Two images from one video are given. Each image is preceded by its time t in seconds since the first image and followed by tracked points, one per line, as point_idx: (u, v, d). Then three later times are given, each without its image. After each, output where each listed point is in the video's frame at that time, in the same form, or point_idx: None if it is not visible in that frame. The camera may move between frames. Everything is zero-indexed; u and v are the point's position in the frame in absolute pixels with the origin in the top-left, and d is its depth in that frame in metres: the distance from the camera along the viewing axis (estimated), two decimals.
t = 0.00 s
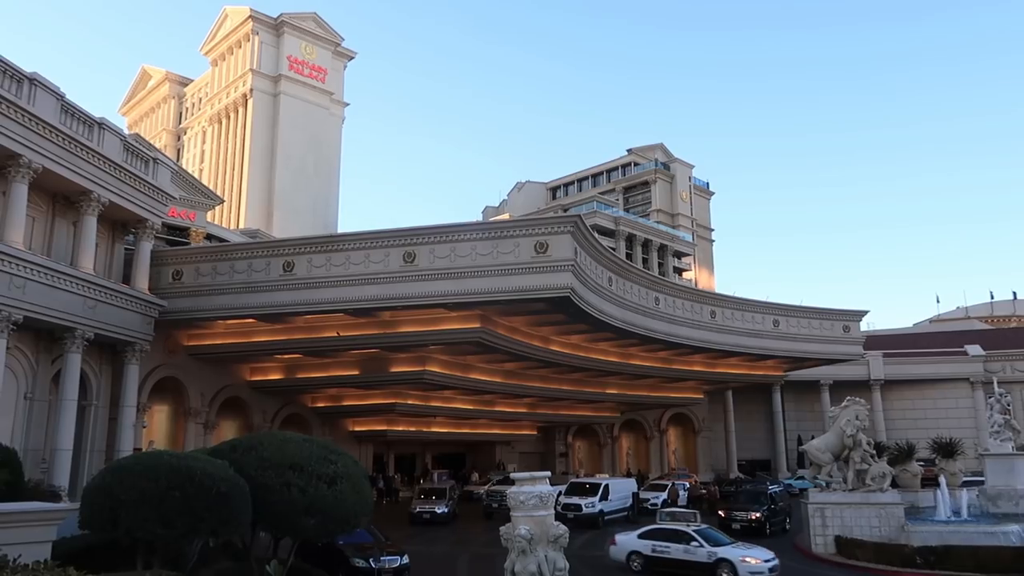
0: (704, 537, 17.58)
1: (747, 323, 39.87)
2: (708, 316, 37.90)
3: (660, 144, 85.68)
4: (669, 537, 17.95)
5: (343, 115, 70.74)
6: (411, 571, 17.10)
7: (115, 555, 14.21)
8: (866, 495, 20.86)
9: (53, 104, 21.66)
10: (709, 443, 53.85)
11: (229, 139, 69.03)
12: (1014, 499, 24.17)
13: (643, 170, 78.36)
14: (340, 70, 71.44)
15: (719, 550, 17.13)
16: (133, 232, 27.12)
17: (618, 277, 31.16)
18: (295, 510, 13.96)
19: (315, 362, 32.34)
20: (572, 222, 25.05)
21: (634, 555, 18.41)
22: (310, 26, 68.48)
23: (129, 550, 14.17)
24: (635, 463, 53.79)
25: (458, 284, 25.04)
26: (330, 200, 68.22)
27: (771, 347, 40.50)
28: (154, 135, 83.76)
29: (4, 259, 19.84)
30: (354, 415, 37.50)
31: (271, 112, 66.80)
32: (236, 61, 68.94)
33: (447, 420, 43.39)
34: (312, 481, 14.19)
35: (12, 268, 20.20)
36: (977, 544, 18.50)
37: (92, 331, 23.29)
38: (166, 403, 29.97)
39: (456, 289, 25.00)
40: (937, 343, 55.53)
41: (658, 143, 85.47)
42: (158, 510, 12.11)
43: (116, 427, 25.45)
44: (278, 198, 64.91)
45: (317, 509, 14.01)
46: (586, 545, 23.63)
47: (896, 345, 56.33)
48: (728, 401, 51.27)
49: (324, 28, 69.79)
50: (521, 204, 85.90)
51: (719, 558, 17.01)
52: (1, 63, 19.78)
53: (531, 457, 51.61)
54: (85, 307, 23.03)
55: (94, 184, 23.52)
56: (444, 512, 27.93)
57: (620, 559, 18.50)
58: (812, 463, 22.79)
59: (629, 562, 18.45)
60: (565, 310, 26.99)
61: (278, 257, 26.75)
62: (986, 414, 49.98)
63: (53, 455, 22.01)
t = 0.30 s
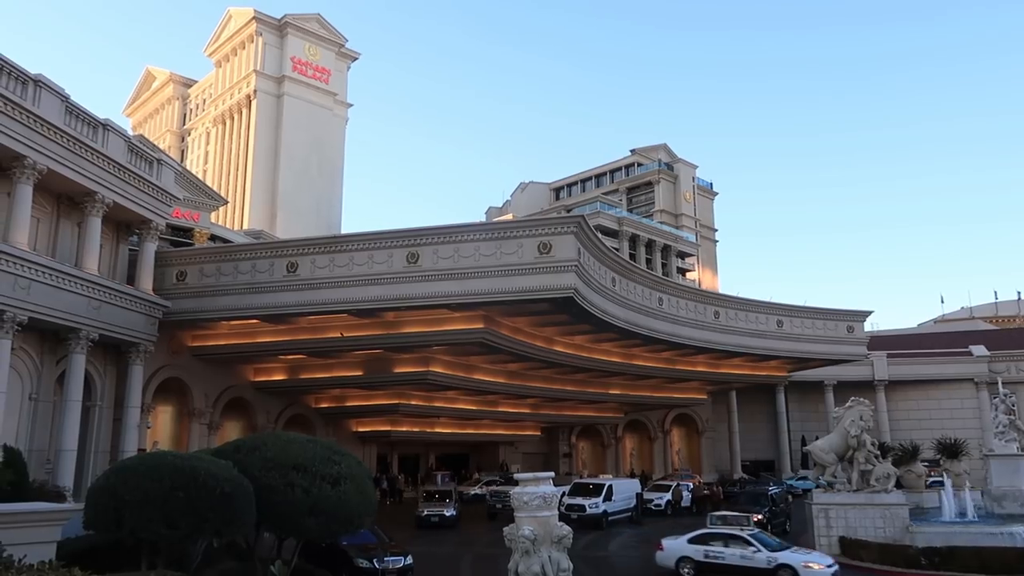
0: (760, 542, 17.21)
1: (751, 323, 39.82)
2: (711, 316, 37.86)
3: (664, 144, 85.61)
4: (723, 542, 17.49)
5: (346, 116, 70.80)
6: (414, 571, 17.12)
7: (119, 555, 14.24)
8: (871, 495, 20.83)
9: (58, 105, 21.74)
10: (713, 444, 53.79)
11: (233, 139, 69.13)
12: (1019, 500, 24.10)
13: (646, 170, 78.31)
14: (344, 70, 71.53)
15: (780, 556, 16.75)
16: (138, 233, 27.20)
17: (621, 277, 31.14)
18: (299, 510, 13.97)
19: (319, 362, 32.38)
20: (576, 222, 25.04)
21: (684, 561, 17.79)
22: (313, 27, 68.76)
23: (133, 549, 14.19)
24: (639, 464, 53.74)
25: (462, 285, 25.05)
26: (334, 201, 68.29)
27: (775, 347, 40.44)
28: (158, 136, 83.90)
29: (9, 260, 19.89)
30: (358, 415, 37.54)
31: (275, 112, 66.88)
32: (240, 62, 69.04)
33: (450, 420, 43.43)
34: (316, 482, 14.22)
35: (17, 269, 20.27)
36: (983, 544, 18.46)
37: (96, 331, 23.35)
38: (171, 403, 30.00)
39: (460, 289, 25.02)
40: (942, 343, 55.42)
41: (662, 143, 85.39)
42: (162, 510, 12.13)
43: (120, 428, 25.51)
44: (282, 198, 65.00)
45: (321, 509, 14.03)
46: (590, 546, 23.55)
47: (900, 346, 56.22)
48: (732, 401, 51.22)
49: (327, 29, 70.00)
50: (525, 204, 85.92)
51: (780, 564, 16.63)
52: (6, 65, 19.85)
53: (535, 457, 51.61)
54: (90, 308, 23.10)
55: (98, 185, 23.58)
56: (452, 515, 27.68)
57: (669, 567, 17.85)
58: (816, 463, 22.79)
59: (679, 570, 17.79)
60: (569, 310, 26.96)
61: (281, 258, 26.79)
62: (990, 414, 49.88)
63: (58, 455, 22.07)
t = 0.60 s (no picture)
0: (823, 548, 16.71)
1: (755, 324, 39.77)
2: (715, 317, 37.82)
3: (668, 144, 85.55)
4: (781, 548, 16.95)
5: (350, 117, 70.87)
6: (417, 572, 17.13)
7: (123, 556, 14.26)
8: (875, 496, 20.81)
9: (62, 107, 21.80)
10: (717, 444, 53.73)
11: (236, 140, 69.22)
12: None
13: (650, 170, 78.24)
14: (348, 71, 71.64)
15: (844, 562, 16.27)
16: (142, 233, 27.27)
17: (625, 278, 31.13)
18: (303, 510, 13.98)
19: (323, 363, 32.42)
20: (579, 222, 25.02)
21: (739, 566, 17.20)
22: (317, 28, 68.96)
23: (137, 549, 14.20)
24: (642, 465, 53.74)
25: (465, 285, 25.05)
26: (337, 201, 68.37)
27: (778, 348, 40.38)
28: (162, 137, 84.05)
29: (14, 260, 19.94)
30: (361, 415, 37.58)
31: (278, 113, 66.98)
32: (243, 63, 69.14)
33: (453, 420, 43.46)
34: (319, 482, 14.23)
35: (22, 270, 20.32)
36: (988, 546, 18.42)
37: (101, 331, 23.40)
38: (174, 404, 30.06)
39: (463, 290, 25.02)
40: (946, 344, 55.31)
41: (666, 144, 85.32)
42: (166, 510, 12.16)
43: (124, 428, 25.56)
44: (285, 199, 65.09)
45: (325, 509, 14.04)
46: (594, 546, 23.49)
47: (904, 346, 56.12)
48: (735, 401, 51.16)
49: (331, 30, 70.15)
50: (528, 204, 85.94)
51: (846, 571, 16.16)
52: (11, 66, 19.92)
53: (538, 458, 51.62)
54: (94, 308, 23.15)
55: (103, 186, 23.63)
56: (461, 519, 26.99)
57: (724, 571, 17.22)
58: (820, 464, 22.79)
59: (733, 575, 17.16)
60: (572, 311, 26.95)
61: (285, 258, 26.83)
62: (995, 415, 49.76)
63: (62, 455, 22.12)
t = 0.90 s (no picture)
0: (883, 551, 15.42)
1: (755, 324, 39.76)
2: (715, 317, 37.82)
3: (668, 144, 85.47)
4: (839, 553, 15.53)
5: (350, 117, 70.89)
6: (418, 572, 17.13)
7: (124, 556, 14.26)
8: (876, 497, 20.80)
9: (63, 108, 21.82)
10: (717, 445, 53.71)
11: (237, 141, 69.26)
12: None
13: (650, 171, 78.24)
14: (348, 72, 71.73)
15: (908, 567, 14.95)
16: (142, 234, 27.29)
17: (625, 278, 31.12)
18: (303, 511, 13.98)
19: (323, 363, 32.43)
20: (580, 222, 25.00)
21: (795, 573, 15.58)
22: (317, 29, 69.00)
23: (138, 550, 14.21)
24: (642, 465, 53.74)
25: (465, 285, 25.06)
26: (338, 201, 68.39)
27: (779, 348, 40.36)
28: (163, 138, 84.11)
29: (14, 262, 19.94)
30: (362, 416, 37.60)
31: (279, 114, 67.01)
32: (244, 64, 69.20)
33: (454, 421, 43.46)
34: (320, 483, 14.23)
35: (22, 271, 20.32)
36: (990, 546, 18.41)
37: (101, 332, 23.41)
38: (175, 405, 30.06)
39: (464, 290, 25.02)
40: (947, 343, 55.31)
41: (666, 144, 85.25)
42: (167, 510, 12.17)
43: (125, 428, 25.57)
44: (286, 199, 65.11)
45: (325, 510, 14.04)
46: (595, 547, 23.44)
47: (904, 346, 56.11)
48: (736, 401, 51.14)
49: (331, 30, 70.17)
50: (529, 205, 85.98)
51: None
52: (12, 67, 19.97)
53: (539, 458, 51.62)
54: (95, 309, 23.17)
55: (103, 187, 23.65)
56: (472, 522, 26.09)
57: None
58: (820, 465, 22.79)
59: None
60: (573, 311, 26.94)
61: (285, 259, 26.84)
62: (996, 415, 49.74)
63: (63, 456, 22.14)
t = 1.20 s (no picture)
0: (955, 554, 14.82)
1: (756, 325, 39.75)
2: (716, 317, 37.80)
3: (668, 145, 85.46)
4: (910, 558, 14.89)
5: (350, 117, 70.89)
6: (418, 573, 17.15)
7: (125, 556, 14.25)
8: (876, 497, 20.74)
9: (63, 108, 21.82)
10: (718, 445, 53.69)
11: (238, 141, 69.30)
12: None
13: (651, 171, 78.24)
14: (349, 72, 71.84)
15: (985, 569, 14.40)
16: (143, 234, 27.29)
17: (626, 278, 31.11)
18: (303, 511, 13.98)
19: (324, 363, 32.45)
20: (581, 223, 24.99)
21: None
22: (318, 29, 68.98)
23: (138, 551, 14.19)
24: (642, 465, 53.74)
25: (466, 286, 25.06)
26: (339, 202, 68.42)
27: (779, 348, 40.34)
28: (163, 138, 84.17)
29: (14, 262, 19.93)
30: (362, 416, 37.59)
31: (279, 114, 67.02)
32: (244, 64, 69.24)
33: (455, 421, 43.44)
34: (320, 483, 14.23)
35: (23, 271, 20.33)
36: (991, 547, 18.39)
37: (102, 333, 23.42)
38: (175, 405, 30.05)
39: (464, 290, 25.02)
40: (947, 344, 55.30)
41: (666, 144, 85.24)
42: (168, 510, 12.17)
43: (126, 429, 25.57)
44: (286, 199, 65.11)
45: (325, 510, 14.04)
46: (595, 547, 23.41)
47: (905, 347, 56.08)
48: (737, 402, 51.13)
49: (332, 31, 70.16)
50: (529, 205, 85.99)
51: None
52: (13, 68, 19.98)
53: (540, 458, 51.62)
54: (95, 309, 23.17)
55: (104, 188, 23.64)
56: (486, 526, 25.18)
57: None
58: (821, 466, 22.77)
59: None
60: (573, 311, 26.93)
61: (286, 259, 26.84)
62: (997, 415, 49.73)
63: (63, 456, 22.14)
